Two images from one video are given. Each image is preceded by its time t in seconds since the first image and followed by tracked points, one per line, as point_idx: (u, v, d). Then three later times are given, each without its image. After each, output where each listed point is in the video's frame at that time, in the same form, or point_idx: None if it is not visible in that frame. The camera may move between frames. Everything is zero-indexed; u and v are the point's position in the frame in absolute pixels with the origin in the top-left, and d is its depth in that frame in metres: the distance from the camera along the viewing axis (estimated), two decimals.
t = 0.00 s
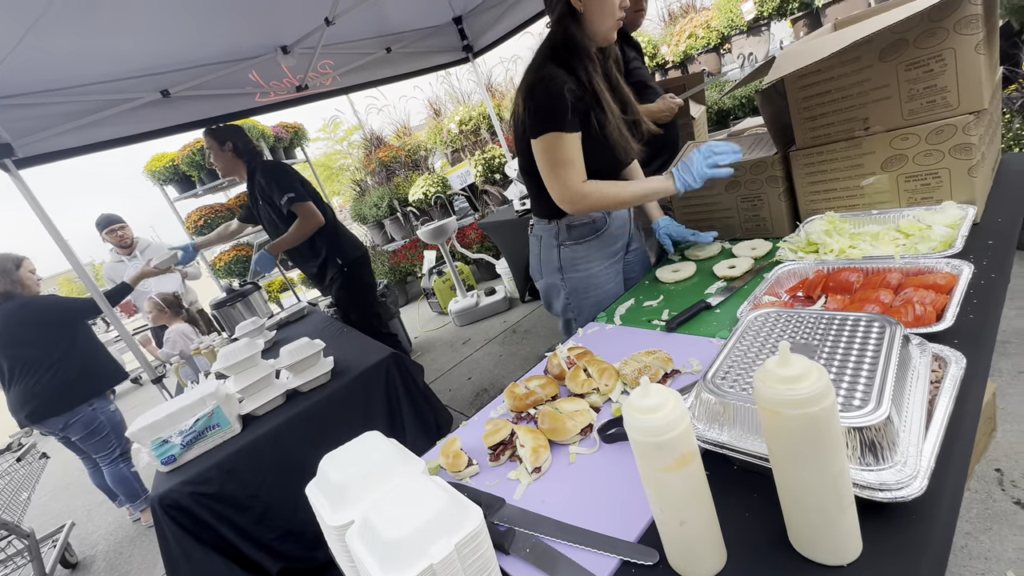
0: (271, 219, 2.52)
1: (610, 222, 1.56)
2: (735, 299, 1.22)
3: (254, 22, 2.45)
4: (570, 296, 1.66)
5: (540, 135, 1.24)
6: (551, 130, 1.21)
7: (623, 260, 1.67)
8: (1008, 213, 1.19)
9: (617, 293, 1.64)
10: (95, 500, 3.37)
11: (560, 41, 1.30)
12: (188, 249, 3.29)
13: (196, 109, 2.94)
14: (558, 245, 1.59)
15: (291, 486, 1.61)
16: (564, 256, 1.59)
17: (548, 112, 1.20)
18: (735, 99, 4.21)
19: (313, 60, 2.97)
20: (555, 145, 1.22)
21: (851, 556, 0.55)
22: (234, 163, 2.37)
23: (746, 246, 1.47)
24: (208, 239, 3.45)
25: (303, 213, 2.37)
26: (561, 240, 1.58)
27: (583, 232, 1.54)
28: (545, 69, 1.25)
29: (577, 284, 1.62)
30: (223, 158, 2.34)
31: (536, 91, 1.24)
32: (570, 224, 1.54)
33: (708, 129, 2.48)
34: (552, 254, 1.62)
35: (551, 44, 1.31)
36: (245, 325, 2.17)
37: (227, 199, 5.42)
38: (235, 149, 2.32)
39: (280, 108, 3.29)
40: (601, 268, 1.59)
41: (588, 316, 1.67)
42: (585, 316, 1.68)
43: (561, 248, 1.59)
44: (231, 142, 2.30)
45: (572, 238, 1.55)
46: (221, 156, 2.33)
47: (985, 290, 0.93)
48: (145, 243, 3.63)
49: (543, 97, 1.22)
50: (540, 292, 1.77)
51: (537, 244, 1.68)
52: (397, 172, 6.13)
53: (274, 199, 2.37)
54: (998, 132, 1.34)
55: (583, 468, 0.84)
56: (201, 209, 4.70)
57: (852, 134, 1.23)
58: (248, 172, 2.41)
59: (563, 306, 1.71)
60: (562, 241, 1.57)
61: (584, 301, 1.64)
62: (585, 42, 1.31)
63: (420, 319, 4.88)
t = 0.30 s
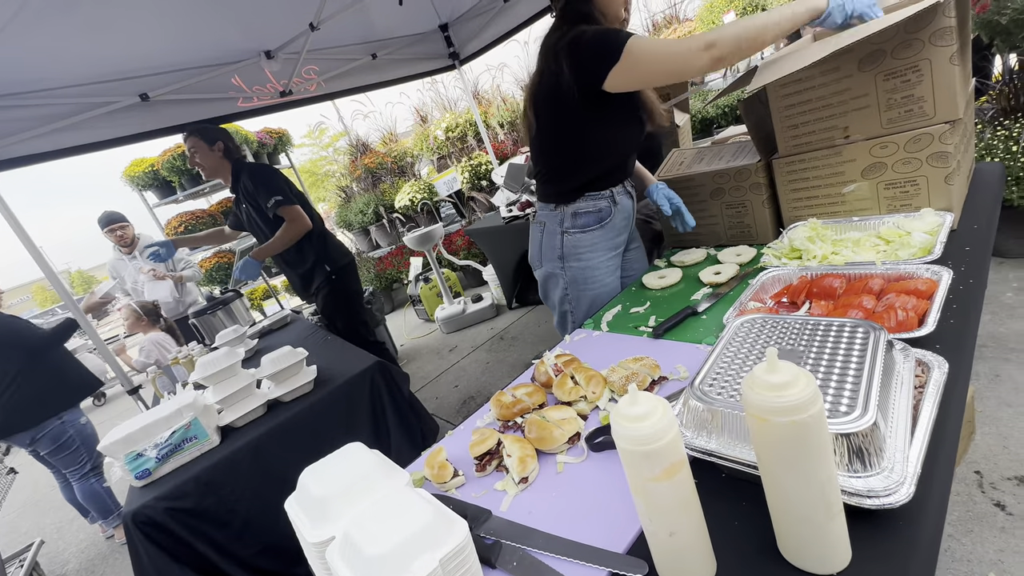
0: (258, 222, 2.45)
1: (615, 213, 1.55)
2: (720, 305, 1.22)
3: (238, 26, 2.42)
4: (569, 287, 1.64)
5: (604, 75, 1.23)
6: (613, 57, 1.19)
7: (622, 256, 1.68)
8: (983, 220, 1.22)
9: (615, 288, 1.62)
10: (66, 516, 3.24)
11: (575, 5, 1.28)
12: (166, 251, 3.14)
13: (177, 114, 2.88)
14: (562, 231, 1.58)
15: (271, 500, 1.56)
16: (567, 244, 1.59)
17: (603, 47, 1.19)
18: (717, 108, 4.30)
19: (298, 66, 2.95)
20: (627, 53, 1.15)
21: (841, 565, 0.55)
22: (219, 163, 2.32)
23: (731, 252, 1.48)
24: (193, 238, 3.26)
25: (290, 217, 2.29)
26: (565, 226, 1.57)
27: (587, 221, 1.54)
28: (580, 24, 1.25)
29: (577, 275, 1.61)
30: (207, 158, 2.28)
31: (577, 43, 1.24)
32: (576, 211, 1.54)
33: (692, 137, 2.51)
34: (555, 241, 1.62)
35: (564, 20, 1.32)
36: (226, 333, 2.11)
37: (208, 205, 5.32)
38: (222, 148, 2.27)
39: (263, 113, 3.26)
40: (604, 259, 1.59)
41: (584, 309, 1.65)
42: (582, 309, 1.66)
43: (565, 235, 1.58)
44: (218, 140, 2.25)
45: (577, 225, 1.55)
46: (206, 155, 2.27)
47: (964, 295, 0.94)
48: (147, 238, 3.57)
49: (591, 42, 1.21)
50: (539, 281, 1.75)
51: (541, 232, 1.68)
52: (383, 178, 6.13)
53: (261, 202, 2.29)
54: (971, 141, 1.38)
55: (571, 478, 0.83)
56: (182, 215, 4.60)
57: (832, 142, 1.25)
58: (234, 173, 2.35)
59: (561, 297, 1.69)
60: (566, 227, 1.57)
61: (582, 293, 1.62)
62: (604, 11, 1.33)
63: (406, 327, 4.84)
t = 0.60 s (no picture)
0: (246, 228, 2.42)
1: (606, 216, 1.56)
2: (705, 313, 1.23)
3: (223, 30, 2.39)
4: (559, 288, 1.63)
5: (603, 70, 1.24)
6: (613, 51, 1.20)
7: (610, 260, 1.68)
8: (959, 228, 1.24)
9: (603, 291, 1.63)
10: (38, 531, 3.13)
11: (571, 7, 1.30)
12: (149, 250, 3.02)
13: (159, 117, 2.84)
14: (554, 232, 1.57)
15: (251, 514, 1.52)
16: (558, 245, 1.57)
17: (604, 41, 1.20)
18: (703, 116, 4.36)
19: (283, 70, 2.92)
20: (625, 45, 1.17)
21: None
22: (204, 165, 2.26)
23: (715, 259, 1.50)
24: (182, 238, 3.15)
25: (277, 225, 2.25)
26: (558, 227, 1.56)
27: (579, 223, 1.53)
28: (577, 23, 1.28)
29: (567, 276, 1.60)
30: (190, 160, 2.25)
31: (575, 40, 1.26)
32: (568, 212, 1.53)
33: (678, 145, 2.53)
34: (546, 242, 1.60)
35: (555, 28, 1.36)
36: (206, 342, 2.06)
37: (191, 210, 5.24)
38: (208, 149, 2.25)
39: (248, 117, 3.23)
40: (594, 262, 1.59)
41: (574, 311, 1.64)
42: (571, 311, 1.65)
43: (556, 235, 1.57)
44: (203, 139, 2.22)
45: (570, 227, 1.54)
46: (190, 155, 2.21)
47: (942, 303, 0.95)
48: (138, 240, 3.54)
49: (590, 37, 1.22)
50: (527, 281, 1.73)
51: (532, 232, 1.66)
52: (370, 183, 6.12)
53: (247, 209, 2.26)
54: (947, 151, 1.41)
55: (555, 490, 0.82)
56: (164, 220, 4.52)
57: (813, 152, 1.27)
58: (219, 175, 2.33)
59: (551, 298, 1.68)
60: (559, 228, 1.55)
61: (572, 295, 1.62)
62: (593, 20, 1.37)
63: (393, 333, 4.80)
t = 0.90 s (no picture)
0: (241, 230, 2.31)
1: (579, 228, 1.56)
2: (695, 314, 1.24)
3: (214, 29, 2.38)
4: (535, 299, 1.64)
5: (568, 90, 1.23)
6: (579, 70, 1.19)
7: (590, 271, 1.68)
8: (942, 230, 1.27)
9: (581, 302, 1.62)
10: (22, 537, 3.07)
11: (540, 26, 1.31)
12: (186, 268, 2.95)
13: (148, 117, 2.81)
14: (527, 244, 1.59)
15: (242, 516, 1.51)
16: (532, 257, 1.59)
17: (565, 63, 1.20)
18: (693, 119, 4.41)
19: (274, 71, 2.90)
20: (591, 63, 1.16)
21: (811, 572, 0.56)
22: (191, 161, 2.17)
23: (705, 261, 1.52)
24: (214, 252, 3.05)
25: (277, 232, 2.14)
26: (530, 240, 1.58)
27: (552, 235, 1.54)
28: (542, 43, 1.28)
29: (543, 288, 1.60)
30: (177, 156, 2.14)
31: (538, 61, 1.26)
32: (540, 225, 1.54)
33: (669, 148, 2.56)
34: (520, 254, 1.62)
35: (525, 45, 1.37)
36: (195, 344, 2.04)
37: (181, 211, 5.19)
38: (198, 145, 2.15)
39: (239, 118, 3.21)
40: (569, 273, 1.59)
41: (550, 322, 1.65)
42: (549, 322, 1.65)
43: (530, 248, 1.58)
44: (192, 134, 2.12)
45: (542, 239, 1.55)
46: (175, 150, 2.12)
47: (925, 303, 0.98)
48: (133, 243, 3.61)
49: (551, 60, 1.23)
50: (507, 292, 1.75)
51: (508, 245, 1.69)
52: (362, 185, 6.11)
53: (245, 212, 2.14)
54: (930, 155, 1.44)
55: (548, 488, 0.82)
56: (152, 221, 4.47)
57: (800, 155, 1.29)
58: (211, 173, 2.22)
59: (528, 309, 1.69)
60: (531, 241, 1.57)
61: (548, 306, 1.62)
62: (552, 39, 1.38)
63: (385, 335, 4.78)
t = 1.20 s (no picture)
0: (240, 232, 2.11)
1: (544, 247, 1.56)
2: (690, 310, 1.26)
3: (210, 27, 2.37)
4: (509, 318, 1.65)
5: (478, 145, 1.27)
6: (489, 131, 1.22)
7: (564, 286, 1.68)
8: (931, 229, 1.30)
9: (556, 317, 1.62)
10: (13, 536, 3.04)
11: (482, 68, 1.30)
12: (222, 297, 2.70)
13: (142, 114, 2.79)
14: (495, 268, 1.60)
15: (239, 513, 1.51)
16: (500, 280, 1.60)
17: (481, 119, 1.22)
18: (688, 120, 4.45)
19: (270, 69, 2.90)
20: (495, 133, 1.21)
21: (800, 558, 0.57)
22: (175, 163, 1.96)
23: (699, 259, 1.54)
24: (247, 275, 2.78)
25: (282, 238, 1.93)
26: (497, 263, 1.59)
27: (517, 256, 1.55)
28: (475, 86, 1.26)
29: (515, 307, 1.61)
30: (157, 158, 1.93)
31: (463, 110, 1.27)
32: (503, 248, 1.55)
33: (664, 148, 2.58)
34: (490, 277, 1.63)
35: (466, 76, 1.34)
36: (190, 342, 2.03)
37: (175, 209, 5.16)
38: (181, 144, 1.93)
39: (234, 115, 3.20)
40: (539, 292, 1.59)
41: (527, 339, 1.65)
42: (525, 341, 1.66)
43: (497, 271, 1.60)
44: (172, 132, 1.90)
45: (507, 262, 1.56)
46: (158, 152, 1.91)
47: (914, 300, 1.00)
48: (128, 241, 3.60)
49: (473, 111, 1.23)
50: (484, 313, 1.77)
51: (479, 269, 1.70)
52: (357, 184, 6.11)
53: (247, 215, 1.94)
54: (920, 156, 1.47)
55: (545, 481, 0.84)
56: (146, 219, 4.44)
57: (793, 155, 1.31)
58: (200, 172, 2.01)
59: (505, 328, 1.70)
60: (498, 264, 1.58)
61: (522, 324, 1.63)
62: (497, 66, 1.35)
63: (381, 334, 4.78)
